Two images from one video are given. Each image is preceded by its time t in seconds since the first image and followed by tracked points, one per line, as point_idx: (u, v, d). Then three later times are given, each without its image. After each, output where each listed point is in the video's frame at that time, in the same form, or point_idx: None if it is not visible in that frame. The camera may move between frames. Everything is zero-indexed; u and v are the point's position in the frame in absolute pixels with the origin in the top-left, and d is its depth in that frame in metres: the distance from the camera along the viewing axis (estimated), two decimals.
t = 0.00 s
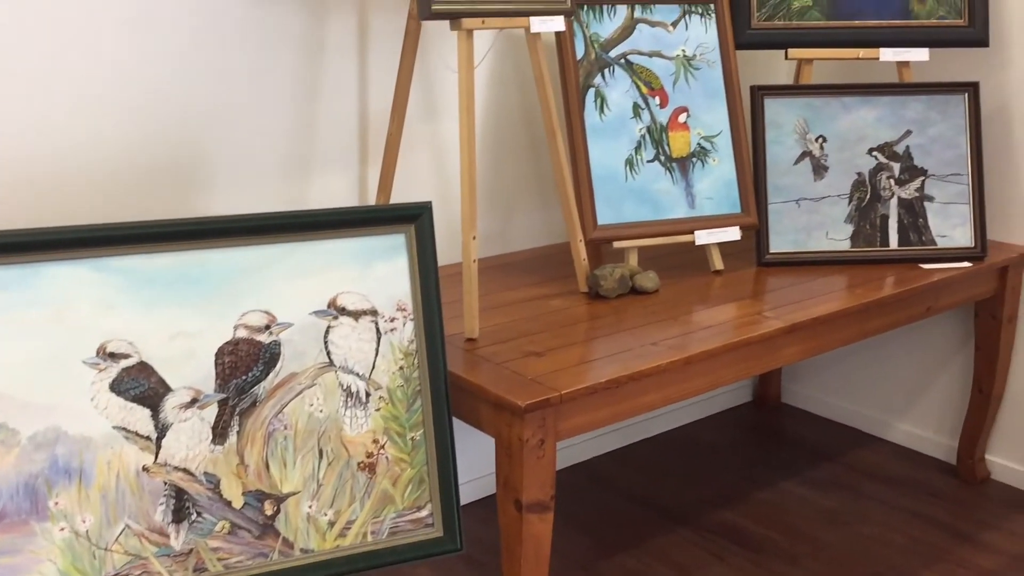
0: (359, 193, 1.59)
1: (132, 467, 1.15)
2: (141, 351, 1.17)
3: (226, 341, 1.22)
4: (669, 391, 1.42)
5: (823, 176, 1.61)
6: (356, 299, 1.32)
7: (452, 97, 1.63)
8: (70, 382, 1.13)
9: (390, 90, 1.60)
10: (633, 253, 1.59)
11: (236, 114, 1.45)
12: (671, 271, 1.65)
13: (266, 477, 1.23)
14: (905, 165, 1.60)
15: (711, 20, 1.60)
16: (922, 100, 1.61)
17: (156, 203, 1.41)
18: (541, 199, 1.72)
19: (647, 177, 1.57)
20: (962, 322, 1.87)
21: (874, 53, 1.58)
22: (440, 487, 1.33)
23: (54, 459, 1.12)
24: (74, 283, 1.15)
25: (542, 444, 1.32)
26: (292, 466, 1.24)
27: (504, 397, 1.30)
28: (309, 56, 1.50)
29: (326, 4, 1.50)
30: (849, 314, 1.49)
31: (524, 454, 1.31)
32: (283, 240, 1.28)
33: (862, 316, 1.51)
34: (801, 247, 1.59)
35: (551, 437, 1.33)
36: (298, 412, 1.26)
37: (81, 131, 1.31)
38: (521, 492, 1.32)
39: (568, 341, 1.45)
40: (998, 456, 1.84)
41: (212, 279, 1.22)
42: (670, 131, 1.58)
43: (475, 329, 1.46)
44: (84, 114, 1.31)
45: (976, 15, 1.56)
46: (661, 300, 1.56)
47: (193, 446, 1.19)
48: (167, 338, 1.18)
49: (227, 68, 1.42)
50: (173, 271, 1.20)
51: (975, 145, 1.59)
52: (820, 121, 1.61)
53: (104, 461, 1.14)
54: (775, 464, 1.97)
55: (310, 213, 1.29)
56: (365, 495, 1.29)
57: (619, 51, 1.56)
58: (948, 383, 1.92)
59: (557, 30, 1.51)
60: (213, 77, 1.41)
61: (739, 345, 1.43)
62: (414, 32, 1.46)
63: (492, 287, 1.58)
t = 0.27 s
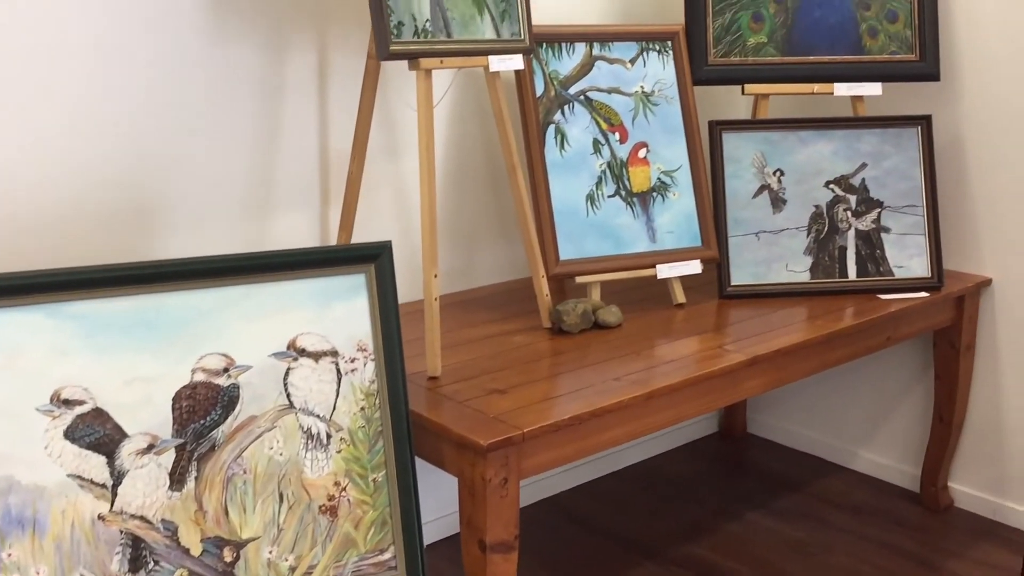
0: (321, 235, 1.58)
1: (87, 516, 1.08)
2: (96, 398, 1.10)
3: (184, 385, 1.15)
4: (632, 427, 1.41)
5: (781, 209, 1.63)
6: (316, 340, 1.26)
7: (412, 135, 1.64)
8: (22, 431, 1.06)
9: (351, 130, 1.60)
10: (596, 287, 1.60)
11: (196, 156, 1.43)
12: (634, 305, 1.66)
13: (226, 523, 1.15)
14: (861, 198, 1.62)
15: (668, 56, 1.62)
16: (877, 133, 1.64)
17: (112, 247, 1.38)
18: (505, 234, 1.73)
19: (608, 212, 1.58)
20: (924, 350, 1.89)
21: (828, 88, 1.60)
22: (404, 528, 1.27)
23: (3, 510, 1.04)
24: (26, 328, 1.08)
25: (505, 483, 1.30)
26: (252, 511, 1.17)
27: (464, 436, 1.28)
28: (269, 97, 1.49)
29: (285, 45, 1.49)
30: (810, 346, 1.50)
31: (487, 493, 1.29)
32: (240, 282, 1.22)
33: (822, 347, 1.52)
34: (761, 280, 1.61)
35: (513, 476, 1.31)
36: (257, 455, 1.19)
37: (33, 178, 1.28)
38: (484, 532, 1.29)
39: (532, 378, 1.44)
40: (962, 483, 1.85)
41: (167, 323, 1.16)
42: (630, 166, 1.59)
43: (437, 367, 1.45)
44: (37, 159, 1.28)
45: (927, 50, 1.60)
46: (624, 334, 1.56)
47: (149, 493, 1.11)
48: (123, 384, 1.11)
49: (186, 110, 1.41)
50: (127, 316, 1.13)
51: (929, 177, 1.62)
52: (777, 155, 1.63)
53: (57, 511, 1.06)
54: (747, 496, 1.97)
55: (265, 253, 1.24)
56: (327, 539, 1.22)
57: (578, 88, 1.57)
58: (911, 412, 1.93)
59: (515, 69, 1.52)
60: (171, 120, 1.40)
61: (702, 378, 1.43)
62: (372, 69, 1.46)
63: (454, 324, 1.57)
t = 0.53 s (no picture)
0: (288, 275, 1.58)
1: (47, 565, 1.04)
2: (57, 443, 1.06)
3: (147, 429, 1.11)
4: (601, 461, 1.39)
5: (746, 241, 1.65)
6: (281, 381, 1.22)
7: (378, 171, 1.64)
8: None
9: (317, 167, 1.60)
10: (564, 321, 1.60)
11: (161, 196, 1.42)
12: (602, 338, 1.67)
13: (189, 569, 1.11)
14: (824, 229, 1.65)
15: (632, 91, 1.64)
16: (838, 166, 1.67)
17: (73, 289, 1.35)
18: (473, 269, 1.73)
19: (575, 246, 1.58)
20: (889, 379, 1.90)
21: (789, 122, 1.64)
22: (373, 570, 1.24)
23: None
24: None
25: (473, 521, 1.27)
26: (217, 556, 1.13)
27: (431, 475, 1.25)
28: (235, 136, 1.49)
29: (250, 84, 1.49)
30: (777, 377, 1.51)
31: (454, 532, 1.27)
32: (205, 323, 1.18)
33: (789, 379, 1.53)
34: (727, 311, 1.62)
35: (482, 514, 1.28)
36: (222, 498, 1.15)
37: None
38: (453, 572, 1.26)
39: (502, 414, 1.42)
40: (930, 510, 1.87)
41: (129, 366, 1.12)
42: (596, 201, 1.60)
43: (405, 406, 1.42)
44: None
45: (885, 84, 1.63)
46: (593, 368, 1.56)
47: (112, 539, 1.07)
48: (85, 429, 1.07)
49: (151, 150, 1.40)
50: (88, 360, 1.09)
51: (890, 207, 1.65)
52: (741, 187, 1.65)
53: (16, 560, 1.02)
54: (722, 527, 1.97)
55: (231, 293, 1.20)
56: None
57: (543, 123, 1.59)
58: (880, 439, 1.94)
59: (480, 105, 1.54)
60: (136, 160, 1.38)
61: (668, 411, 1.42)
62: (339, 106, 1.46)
63: (423, 360, 1.57)
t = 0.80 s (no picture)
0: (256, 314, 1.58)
1: None
2: (19, 488, 1.03)
3: (111, 472, 1.08)
4: (571, 497, 1.37)
5: (714, 273, 1.67)
6: (248, 421, 1.19)
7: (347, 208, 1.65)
8: None
9: (285, 205, 1.60)
10: (533, 355, 1.60)
11: (128, 236, 1.41)
12: (571, 373, 1.67)
13: None
14: (790, 261, 1.67)
15: (599, 126, 1.66)
16: (803, 199, 1.70)
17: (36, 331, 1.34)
18: (443, 305, 1.75)
19: (545, 280, 1.59)
20: (858, 410, 1.91)
21: (754, 155, 1.68)
22: None
23: None
24: None
25: (443, 560, 1.23)
26: None
27: (401, 512, 1.21)
28: (202, 175, 1.49)
29: (217, 123, 1.50)
30: (745, 410, 1.52)
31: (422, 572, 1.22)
32: (169, 363, 1.15)
33: (757, 410, 1.54)
34: (696, 343, 1.64)
35: (451, 552, 1.24)
36: (187, 542, 1.11)
37: None
38: None
39: (473, 450, 1.40)
40: (903, 539, 1.89)
41: (93, 409, 1.09)
42: (565, 235, 1.61)
43: (374, 444, 1.40)
44: None
45: (847, 118, 1.69)
46: (563, 403, 1.55)
47: None
48: (48, 473, 1.05)
49: (119, 189, 1.40)
50: (50, 403, 1.07)
51: (854, 239, 1.68)
52: (708, 220, 1.68)
53: None
54: (696, 558, 1.97)
55: (196, 333, 1.16)
56: None
57: (512, 159, 1.60)
58: (850, 467, 1.95)
59: (447, 142, 1.54)
60: (102, 202, 1.38)
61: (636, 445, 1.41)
62: (303, 161, 1.46)
63: (392, 397, 1.57)
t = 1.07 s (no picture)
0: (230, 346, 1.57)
1: None
2: None
3: (81, 509, 1.06)
4: (548, 529, 1.34)
5: (689, 300, 1.68)
6: (220, 456, 1.16)
7: (322, 238, 1.65)
8: None
9: (259, 236, 1.60)
10: (510, 385, 1.59)
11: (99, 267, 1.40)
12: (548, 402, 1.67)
13: None
14: (765, 288, 1.69)
15: (574, 155, 1.67)
16: (777, 226, 1.72)
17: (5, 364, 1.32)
18: (419, 334, 1.76)
19: (521, 309, 1.59)
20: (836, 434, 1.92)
21: (728, 182, 1.70)
22: None
23: None
24: None
25: None
26: None
27: (376, 547, 1.18)
28: (175, 206, 1.48)
29: (191, 154, 1.49)
30: (722, 437, 1.51)
31: None
32: (140, 398, 1.13)
33: (734, 437, 1.54)
34: (673, 371, 1.65)
35: None
36: None
37: None
38: None
39: (451, 481, 1.38)
40: (882, 565, 1.90)
41: (61, 446, 1.06)
42: (541, 264, 1.61)
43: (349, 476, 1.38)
44: None
45: (819, 145, 1.72)
46: (539, 433, 1.54)
47: None
48: (14, 510, 1.02)
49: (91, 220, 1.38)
50: (16, 440, 1.04)
51: (828, 265, 1.70)
52: (683, 248, 1.69)
53: None
54: None
55: (168, 368, 1.14)
56: None
57: (487, 188, 1.60)
58: (827, 492, 1.96)
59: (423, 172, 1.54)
60: (74, 233, 1.37)
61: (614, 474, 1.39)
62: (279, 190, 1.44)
63: (367, 428, 1.56)
